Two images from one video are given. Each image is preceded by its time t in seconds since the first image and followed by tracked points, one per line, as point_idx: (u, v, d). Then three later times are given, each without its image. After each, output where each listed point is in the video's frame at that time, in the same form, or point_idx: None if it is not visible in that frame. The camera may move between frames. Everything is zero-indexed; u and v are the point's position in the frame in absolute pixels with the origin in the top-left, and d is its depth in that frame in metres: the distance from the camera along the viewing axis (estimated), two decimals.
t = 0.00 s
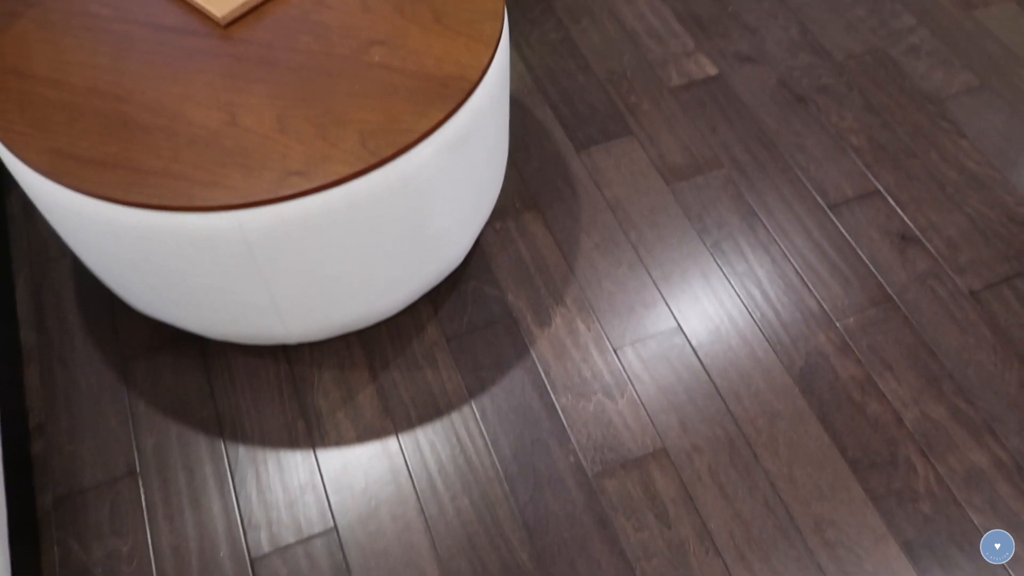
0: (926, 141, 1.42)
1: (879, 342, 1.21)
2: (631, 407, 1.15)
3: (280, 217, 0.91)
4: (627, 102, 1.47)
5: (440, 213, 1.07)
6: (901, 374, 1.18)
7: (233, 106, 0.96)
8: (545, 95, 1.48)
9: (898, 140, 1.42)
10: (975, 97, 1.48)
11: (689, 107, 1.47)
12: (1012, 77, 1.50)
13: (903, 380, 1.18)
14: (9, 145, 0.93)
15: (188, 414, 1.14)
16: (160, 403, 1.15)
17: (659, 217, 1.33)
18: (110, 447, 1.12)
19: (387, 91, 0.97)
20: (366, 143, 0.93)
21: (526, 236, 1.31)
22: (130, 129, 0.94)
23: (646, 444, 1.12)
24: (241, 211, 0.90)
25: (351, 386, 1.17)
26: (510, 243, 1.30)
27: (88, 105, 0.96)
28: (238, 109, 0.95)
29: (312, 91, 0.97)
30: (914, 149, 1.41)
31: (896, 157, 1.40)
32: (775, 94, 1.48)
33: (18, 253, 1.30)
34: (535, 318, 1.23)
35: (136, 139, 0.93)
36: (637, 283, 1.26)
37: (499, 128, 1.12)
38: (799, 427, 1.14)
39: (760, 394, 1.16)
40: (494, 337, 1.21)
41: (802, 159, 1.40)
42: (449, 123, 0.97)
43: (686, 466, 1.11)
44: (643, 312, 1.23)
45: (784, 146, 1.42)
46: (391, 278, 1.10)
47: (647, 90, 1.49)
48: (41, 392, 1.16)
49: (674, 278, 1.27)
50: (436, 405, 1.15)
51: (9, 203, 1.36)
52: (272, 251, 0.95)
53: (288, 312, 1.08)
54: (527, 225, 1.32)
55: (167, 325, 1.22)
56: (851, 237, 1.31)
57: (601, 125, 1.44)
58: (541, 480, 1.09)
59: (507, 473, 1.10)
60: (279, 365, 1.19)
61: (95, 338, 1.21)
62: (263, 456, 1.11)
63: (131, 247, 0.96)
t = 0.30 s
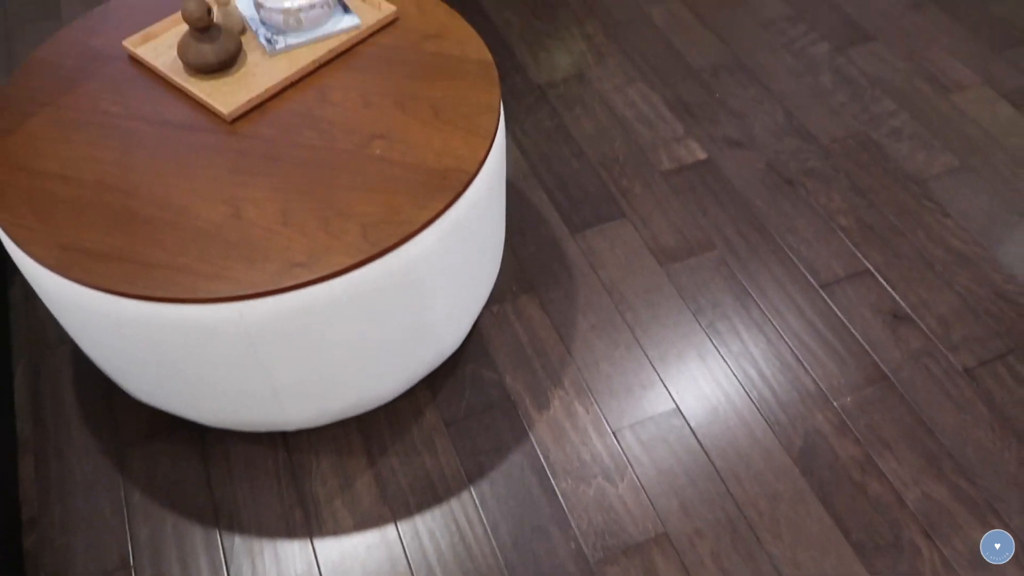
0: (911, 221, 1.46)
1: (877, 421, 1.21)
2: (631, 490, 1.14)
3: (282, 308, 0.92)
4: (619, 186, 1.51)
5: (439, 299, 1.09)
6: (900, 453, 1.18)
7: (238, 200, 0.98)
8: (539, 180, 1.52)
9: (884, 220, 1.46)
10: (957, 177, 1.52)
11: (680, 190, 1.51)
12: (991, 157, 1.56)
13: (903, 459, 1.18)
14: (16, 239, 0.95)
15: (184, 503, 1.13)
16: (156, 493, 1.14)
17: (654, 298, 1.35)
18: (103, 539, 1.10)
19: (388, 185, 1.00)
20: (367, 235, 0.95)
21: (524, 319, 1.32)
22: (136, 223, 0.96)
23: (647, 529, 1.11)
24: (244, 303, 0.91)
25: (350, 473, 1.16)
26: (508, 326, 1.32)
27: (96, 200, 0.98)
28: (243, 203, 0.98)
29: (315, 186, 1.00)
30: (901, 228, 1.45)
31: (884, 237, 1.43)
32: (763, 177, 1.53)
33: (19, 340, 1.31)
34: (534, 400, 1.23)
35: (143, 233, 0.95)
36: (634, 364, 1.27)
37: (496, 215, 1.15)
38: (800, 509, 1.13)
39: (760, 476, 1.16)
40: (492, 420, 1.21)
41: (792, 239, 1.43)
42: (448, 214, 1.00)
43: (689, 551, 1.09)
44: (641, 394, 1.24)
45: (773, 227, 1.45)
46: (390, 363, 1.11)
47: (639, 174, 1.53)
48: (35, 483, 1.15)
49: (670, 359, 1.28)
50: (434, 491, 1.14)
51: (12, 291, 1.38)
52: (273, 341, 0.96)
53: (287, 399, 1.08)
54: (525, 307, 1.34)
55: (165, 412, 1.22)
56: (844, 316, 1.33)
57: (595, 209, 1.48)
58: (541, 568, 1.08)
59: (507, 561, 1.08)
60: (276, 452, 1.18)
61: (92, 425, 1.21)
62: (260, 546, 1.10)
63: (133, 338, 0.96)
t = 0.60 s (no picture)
0: (904, 293, 1.48)
1: (878, 494, 1.21)
2: (633, 567, 1.13)
3: (284, 384, 0.94)
4: (616, 260, 1.55)
5: (439, 373, 1.10)
6: (903, 527, 1.17)
7: (244, 278, 1.01)
8: (538, 254, 1.55)
9: (877, 292, 1.49)
10: (946, 251, 1.56)
11: (676, 263, 1.54)
12: (978, 231, 1.60)
13: (905, 533, 1.17)
14: (25, 317, 0.97)
15: None
16: (151, 571, 1.13)
17: (652, 371, 1.36)
18: None
19: (391, 262, 1.03)
20: (370, 311, 0.97)
21: (523, 392, 1.33)
22: (145, 301, 0.98)
23: None
24: (247, 379, 0.92)
25: (348, 550, 1.15)
26: (508, 399, 1.32)
27: (106, 278, 1.00)
28: (249, 281, 1.00)
29: (319, 263, 1.03)
30: (894, 301, 1.47)
31: (877, 309, 1.46)
32: (757, 250, 1.56)
33: (19, 415, 1.31)
34: (534, 474, 1.23)
35: (150, 311, 0.97)
36: (633, 437, 1.28)
37: (496, 291, 1.17)
38: None
39: (762, 551, 1.15)
40: (492, 495, 1.21)
41: (787, 312, 1.46)
42: (449, 291, 1.02)
43: None
44: (640, 467, 1.24)
45: (768, 300, 1.48)
46: (390, 437, 1.12)
47: (636, 248, 1.57)
48: (29, 562, 1.14)
49: (669, 432, 1.28)
50: (434, 569, 1.13)
51: (14, 365, 1.39)
52: (275, 416, 0.97)
53: (288, 474, 1.08)
54: (524, 380, 1.35)
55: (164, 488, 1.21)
56: (841, 388, 1.34)
57: (593, 282, 1.50)
58: None
59: None
60: (275, 528, 1.17)
61: (90, 502, 1.20)
62: None
63: (137, 414, 0.97)
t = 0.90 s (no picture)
0: (901, 348, 1.50)
1: (883, 552, 1.20)
2: None
3: (286, 441, 0.94)
4: (616, 315, 1.56)
5: (440, 430, 1.11)
6: None
7: (249, 334, 1.02)
8: (538, 310, 1.57)
9: (875, 348, 1.50)
10: (942, 306, 1.58)
11: (675, 319, 1.56)
12: (973, 287, 1.62)
13: None
14: (31, 374, 0.98)
15: None
16: None
17: (653, 426, 1.37)
18: None
19: (394, 319, 1.04)
20: (373, 368, 0.99)
21: (524, 448, 1.33)
22: (151, 359, 0.99)
23: None
24: (249, 436, 0.93)
25: None
26: (509, 456, 1.32)
27: (114, 336, 1.02)
28: (254, 338, 1.02)
29: (324, 320, 1.04)
30: (892, 356, 1.48)
31: (876, 364, 1.47)
32: (755, 306, 1.58)
33: (18, 473, 1.31)
34: (535, 532, 1.22)
35: (156, 368, 0.98)
36: (635, 494, 1.27)
37: (497, 347, 1.19)
38: None
39: None
40: (493, 553, 1.20)
41: (786, 367, 1.47)
42: (451, 348, 1.03)
43: None
44: (643, 525, 1.23)
45: (767, 355, 1.49)
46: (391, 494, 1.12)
47: (635, 304, 1.59)
48: None
49: (671, 488, 1.28)
50: None
51: (15, 423, 1.39)
52: (276, 473, 0.97)
53: (287, 533, 1.08)
54: (525, 436, 1.35)
55: (162, 547, 1.20)
56: (842, 444, 1.34)
57: (593, 338, 1.52)
58: None
59: None
60: None
61: (87, 562, 1.18)
62: None
63: (139, 471, 0.97)
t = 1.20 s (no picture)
0: (900, 391, 1.50)
1: None
2: None
3: (287, 486, 0.94)
4: (615, 359, 1.57)
5: (440, 474, 1.11)
6: None
7: (251, 380, 1.03)
8: (538, 353, 1.58)
9: (873, 390, 1.51)
10: (939, 349, 1.59)
11: (674, 362, 1.57)
12: (969, 329, 1.63)
13: None
14: (36, 421, 0.98)
15: None
16: None
17: (653, 470, 1.37)
18: None
19: (395, 364, 1.05)
20: (375, 413, 0.99)
21: (525, 493, 1.33)
22: (154, 404, 1.00)
23: None
24: (251, 482, 0.93)
25: None
26: (510, 501, 1.32)
27: (118, 382, 1.03)
28: (257, 383, 1.03)
29: (326, 365, 1.05)
30: (891, 399, 1.49)
31: (875, 407, 1.47)
32: (753, 349, 1.59)
33: (18, 519, 1.30)
34: None
35: (160, 414, 0.99)
36: (636, 539, 1.26)
37: (497, 392, 1.20)
38: None
39: None
40: None
41: (786, 410, 1.47)
42: (452, 393, 1.04)
43: None
44: (644, 570, 1.22)
45: (767, 398, 1.49)
46: (391, 540, 1.11)
47: (634, 347, 1.60)
48: None
49: (672, 533, 1.27)
50: None
51: (16, 469, 1.39)
52: (276, 519, 0.97)
53: None
54: (525, 481, 1.35)
55: None
56: (843, 488, 1.34)
57: (592, 382, 1.52)
58: None
59: None
60: None
61: None
62: None
63: (140, 517, 0.97)
